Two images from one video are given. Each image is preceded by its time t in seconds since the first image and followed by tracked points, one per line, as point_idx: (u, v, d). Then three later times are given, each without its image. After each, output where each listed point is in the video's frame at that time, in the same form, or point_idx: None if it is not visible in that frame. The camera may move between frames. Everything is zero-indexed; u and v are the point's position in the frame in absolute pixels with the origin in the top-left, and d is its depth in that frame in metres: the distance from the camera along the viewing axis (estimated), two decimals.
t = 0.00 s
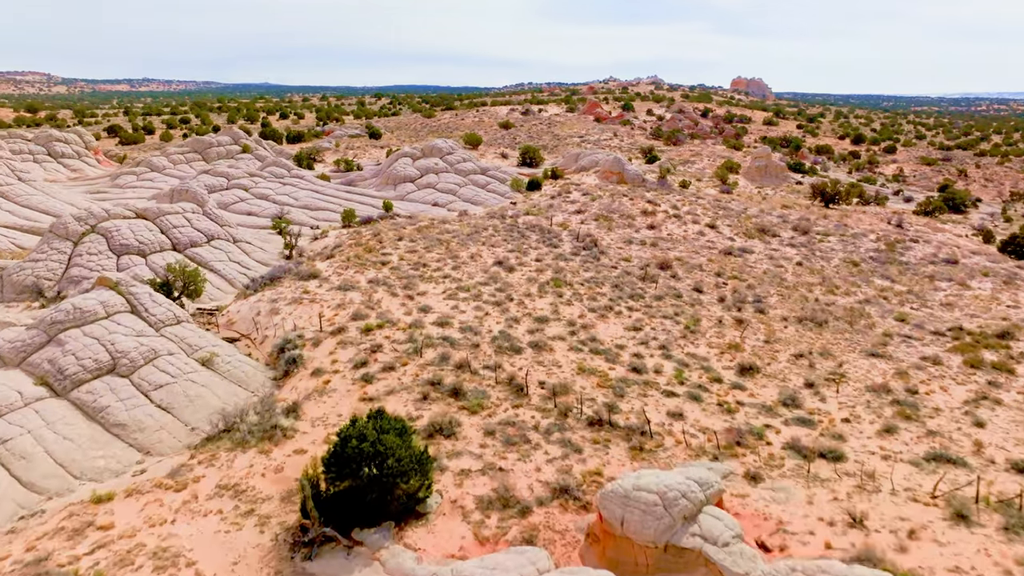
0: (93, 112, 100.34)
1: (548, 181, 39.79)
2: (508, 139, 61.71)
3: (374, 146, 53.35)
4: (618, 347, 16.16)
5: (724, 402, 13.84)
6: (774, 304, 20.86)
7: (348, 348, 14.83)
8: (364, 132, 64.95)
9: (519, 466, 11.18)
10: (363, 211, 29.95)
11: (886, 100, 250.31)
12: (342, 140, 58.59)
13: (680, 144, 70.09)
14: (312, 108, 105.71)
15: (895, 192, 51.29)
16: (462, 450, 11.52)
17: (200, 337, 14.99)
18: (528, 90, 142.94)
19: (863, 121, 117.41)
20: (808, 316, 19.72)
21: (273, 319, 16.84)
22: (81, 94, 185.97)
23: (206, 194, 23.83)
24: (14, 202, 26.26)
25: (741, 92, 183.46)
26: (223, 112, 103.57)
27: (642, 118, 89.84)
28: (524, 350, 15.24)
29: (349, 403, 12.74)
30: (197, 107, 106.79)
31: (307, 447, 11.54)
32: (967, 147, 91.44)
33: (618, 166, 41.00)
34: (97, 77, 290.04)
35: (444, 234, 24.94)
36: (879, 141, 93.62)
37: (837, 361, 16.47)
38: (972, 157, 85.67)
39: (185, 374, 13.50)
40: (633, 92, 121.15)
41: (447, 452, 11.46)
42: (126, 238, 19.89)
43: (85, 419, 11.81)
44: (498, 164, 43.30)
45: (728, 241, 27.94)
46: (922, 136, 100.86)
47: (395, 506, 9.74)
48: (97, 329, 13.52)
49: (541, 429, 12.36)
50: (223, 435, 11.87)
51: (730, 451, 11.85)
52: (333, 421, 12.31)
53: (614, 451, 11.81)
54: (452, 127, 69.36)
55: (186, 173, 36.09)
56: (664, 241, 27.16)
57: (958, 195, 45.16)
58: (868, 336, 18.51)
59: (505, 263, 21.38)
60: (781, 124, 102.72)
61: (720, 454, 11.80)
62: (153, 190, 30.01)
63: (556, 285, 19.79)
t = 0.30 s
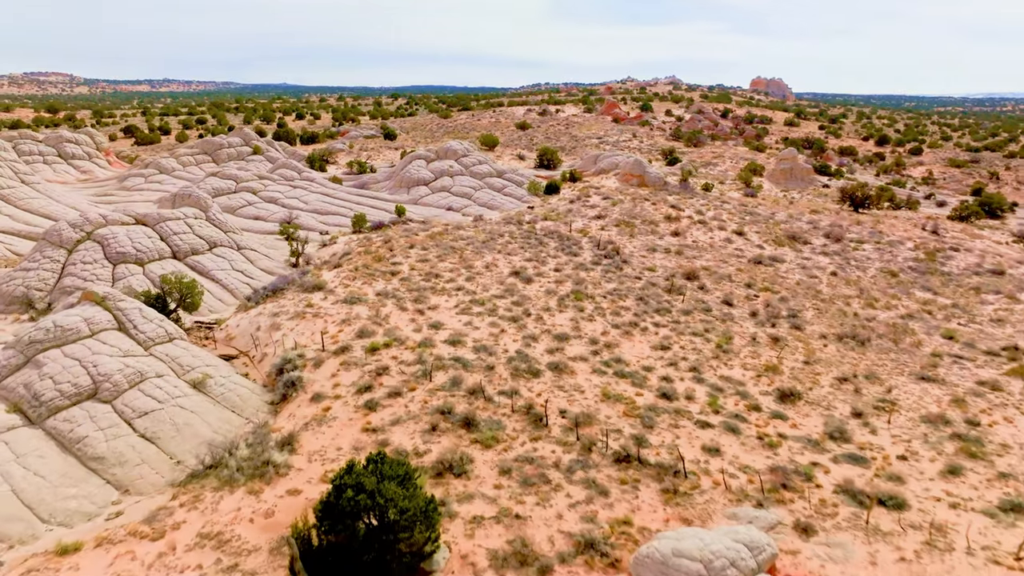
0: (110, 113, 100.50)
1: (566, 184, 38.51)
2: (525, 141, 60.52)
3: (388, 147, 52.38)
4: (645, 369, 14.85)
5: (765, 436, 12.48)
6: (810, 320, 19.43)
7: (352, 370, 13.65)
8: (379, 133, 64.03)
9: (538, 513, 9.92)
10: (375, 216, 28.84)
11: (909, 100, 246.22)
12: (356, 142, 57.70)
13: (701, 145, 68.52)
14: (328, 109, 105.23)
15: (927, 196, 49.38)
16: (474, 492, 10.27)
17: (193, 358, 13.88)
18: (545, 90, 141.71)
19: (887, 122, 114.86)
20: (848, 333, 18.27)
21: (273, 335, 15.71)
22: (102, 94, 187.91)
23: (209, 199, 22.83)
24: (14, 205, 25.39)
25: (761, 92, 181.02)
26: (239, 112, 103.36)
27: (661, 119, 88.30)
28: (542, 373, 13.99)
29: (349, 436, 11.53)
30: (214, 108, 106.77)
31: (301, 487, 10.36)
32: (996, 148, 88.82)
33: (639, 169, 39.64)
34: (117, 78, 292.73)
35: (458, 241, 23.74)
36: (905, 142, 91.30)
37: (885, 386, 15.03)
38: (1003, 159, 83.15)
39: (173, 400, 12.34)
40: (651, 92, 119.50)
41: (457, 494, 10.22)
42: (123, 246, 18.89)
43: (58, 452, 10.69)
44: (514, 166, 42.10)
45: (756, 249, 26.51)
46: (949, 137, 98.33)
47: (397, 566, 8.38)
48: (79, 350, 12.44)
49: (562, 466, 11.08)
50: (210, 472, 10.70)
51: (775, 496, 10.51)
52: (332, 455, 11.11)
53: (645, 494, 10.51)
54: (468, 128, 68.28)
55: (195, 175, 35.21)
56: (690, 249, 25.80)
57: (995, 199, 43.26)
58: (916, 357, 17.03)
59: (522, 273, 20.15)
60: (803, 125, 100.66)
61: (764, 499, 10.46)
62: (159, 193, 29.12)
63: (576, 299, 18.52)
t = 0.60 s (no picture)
0: (131, 113, 100.80)
1: (588, 188, 37.18)
2: (545, 142, 59.26)
3: (406, 149, 51.40)
4: (678, 397, 13.52)
5: (816, 478, 11.10)
6: (854, 338, 17.97)
7: (357, 397, 12.47)
8: (397, 133, 63.13)
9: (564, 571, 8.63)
10: (389, 221, 27.73)
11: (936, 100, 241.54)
12: (374, 143, 56.83)
13: (725, 146, 66.83)
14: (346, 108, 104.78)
15: (964, 200, 47.36)
16: (489, 545, 9.02)
17: (187, 381, 12.77)
18: (565, 91, 140.37)
19: (917, 122, 112.00)
20: (898, 354, 16.79)
21: (275, 354, 14.60)
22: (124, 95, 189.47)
23: (216, 204, 21.85)
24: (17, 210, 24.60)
25: (785, 92, 178.29)
26: (258, 112, 103.22)
27: (684, 120, 86.61)
28: (565, 402, 12.72)
29: (351, 476, 10.33)
30: (233, 108, 106.81)
31: (295, 537, 9.18)
32: None
33: (663, 172, 38.23)
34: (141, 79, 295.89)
35: (476, 249, 22.56)
36: (936, 144, 88.74)
37: (946, 418, 13.54)
38: None
39: (161, 429, 11.21)
40: (673, 93, 117.75)
41: (470, 548, 8.98)
42: (122, 254, 17.94)
43: (28, 490, 9.59)
44: (534, 169, 40.87)
45: (791, 259, 25.04)
46: (981, 138, 95.48)
47: None
48: (60, 373, 11.39)
49: (589, 514, 9.80)
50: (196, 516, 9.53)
51: (835, 555, 9.15)
52: (331, 498, 9.92)
53: (684, 549, 9.18)
54: (487, 129, 67.17)
55: (207, 177, 34.38)
56: (720, 259, 24.39)
57: None
58: (975, 382, 15.51)
59: (543, 286, 18.90)
60: (830, 127, 98.39)
61: (822, 558, 9.10)
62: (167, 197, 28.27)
63: (601, 315, 17.24)
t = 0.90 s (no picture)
0: (153, 113, 101.02)
1: (612, 192, 35.82)
2: (567, 143, 57.95)
3: (425, 150, 50.36)
4: (718, 430, 12.17)
5: (881, 532, 9.70)
6: (906, 360, 16.46)
7: (362, 428, 11.29)
8: (416, 134, 62.19)
9: None
10: (405, 226, 26.61)
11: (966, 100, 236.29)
12: (393, 143, 55.90)
13: (752, 148, 65.04)
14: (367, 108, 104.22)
15: (1006, 204, 45.28)
16: None
17: (178, 407, 11.66)
18: (586, 91, 138.89)
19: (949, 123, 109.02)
20: (957, 379, 15.27)
21: (276, 375, 13.48)
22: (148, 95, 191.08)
23: (223, 209, 20.86)
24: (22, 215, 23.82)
25: (810, 92, 175.25)
26: (279, 112, 103.01)
27: (708, 121, 84.82)
28: (592, 436, 11.43)
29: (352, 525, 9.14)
30: (254, 108, 106.77)
31: None
32: None
33: (690, 175, 36.79)
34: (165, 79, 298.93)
35: (495, 258, 21.35)
36: (971, 145, 86.00)
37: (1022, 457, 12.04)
38: None
39: (145, 465, 10.09)
40: (696, 93, 115.79)
41: None
42: (121, 264, 16.99)
43: None
44: (556, 172, 39.59)
45: (830, 270, 23.53)
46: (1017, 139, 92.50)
47: None
48: (36, 401, 10.34)
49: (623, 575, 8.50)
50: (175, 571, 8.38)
51: None
52: (327, 552, 8.72)
53: None
54: (508, 129, 65.98)
55: (220, 180, 33.55)
56: (754, 270, 22.94)
57: None
58: None
59: (566, 300, 17.62)
60: (859, 127, 95.94)
61: None
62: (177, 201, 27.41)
63: (630, 333, 15.91)
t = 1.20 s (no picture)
0: (176, 113, 101.34)
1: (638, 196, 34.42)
2: (590, 144, 56.60)
3: (445, 151, 49.31)
4: (766, 472, 10.80)
5: None
6: (969, 386, 14.92)
7: (368, 467, 10.10)
8: (437, 135, 61.22)
9: None
10: (423, 232, 25.47)
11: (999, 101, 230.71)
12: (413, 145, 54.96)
13: (781, 149, 63.16)
14: (388, 109, 103.65)
15: None
16: None
17: (165, 438, 10.53)
18: (609, 91, 137.23)
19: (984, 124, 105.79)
20: None
21: (278, 401, 12.37)
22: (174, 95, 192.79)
23: (230, 215, 19.87)
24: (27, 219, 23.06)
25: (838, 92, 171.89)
26: (300, 113, 102.79)
27: (735, 122, 82.90)
28: (624, 478, 10.13)
29: None
30: (276, 108, 106.71)
31: None
32: None
33: (720, 179, 35.30)
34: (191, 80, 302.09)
35: (516, 268, 20.12)
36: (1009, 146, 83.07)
37: None
38: None
39: (123, 507, 8.94)
40: (722, 93, 113.68)
41: None
42: (119, 274, 16.02)
43: None
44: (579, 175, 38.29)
45: (874, 282, 21.95)
46: None
47: None
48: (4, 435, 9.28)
49: None
50: None
51: None
52: None
53: None
54: (530, 130, 64.76)
55: (235, 182, 32.71)
56: (792, 282, 21.46)
57: None
58: None
59: (593, 316, 16.33)
60: (890, 129, 93.34)
61: None
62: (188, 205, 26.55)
63: (663, 355, 14.58)
